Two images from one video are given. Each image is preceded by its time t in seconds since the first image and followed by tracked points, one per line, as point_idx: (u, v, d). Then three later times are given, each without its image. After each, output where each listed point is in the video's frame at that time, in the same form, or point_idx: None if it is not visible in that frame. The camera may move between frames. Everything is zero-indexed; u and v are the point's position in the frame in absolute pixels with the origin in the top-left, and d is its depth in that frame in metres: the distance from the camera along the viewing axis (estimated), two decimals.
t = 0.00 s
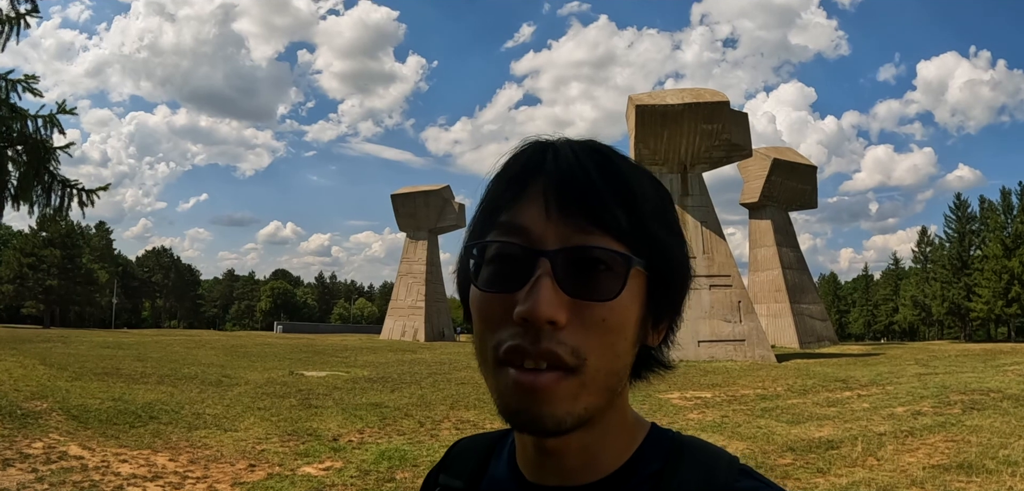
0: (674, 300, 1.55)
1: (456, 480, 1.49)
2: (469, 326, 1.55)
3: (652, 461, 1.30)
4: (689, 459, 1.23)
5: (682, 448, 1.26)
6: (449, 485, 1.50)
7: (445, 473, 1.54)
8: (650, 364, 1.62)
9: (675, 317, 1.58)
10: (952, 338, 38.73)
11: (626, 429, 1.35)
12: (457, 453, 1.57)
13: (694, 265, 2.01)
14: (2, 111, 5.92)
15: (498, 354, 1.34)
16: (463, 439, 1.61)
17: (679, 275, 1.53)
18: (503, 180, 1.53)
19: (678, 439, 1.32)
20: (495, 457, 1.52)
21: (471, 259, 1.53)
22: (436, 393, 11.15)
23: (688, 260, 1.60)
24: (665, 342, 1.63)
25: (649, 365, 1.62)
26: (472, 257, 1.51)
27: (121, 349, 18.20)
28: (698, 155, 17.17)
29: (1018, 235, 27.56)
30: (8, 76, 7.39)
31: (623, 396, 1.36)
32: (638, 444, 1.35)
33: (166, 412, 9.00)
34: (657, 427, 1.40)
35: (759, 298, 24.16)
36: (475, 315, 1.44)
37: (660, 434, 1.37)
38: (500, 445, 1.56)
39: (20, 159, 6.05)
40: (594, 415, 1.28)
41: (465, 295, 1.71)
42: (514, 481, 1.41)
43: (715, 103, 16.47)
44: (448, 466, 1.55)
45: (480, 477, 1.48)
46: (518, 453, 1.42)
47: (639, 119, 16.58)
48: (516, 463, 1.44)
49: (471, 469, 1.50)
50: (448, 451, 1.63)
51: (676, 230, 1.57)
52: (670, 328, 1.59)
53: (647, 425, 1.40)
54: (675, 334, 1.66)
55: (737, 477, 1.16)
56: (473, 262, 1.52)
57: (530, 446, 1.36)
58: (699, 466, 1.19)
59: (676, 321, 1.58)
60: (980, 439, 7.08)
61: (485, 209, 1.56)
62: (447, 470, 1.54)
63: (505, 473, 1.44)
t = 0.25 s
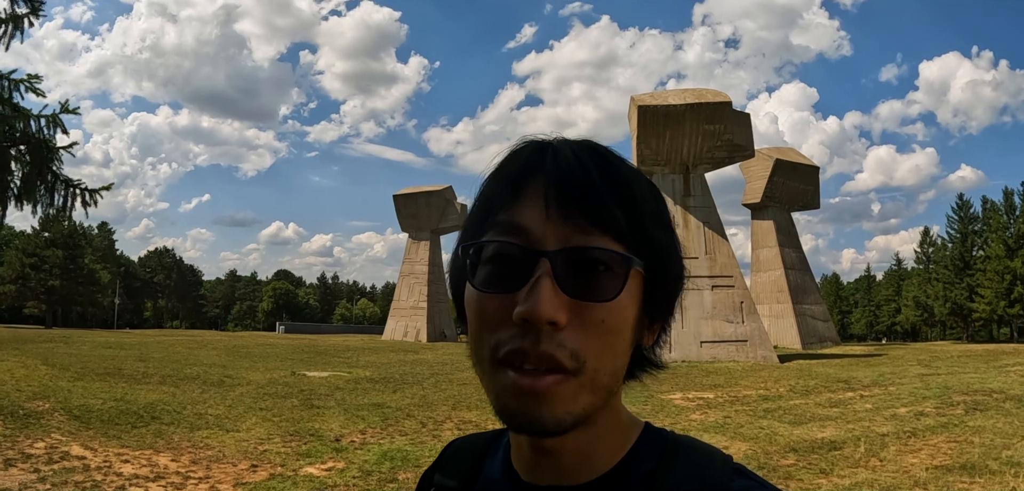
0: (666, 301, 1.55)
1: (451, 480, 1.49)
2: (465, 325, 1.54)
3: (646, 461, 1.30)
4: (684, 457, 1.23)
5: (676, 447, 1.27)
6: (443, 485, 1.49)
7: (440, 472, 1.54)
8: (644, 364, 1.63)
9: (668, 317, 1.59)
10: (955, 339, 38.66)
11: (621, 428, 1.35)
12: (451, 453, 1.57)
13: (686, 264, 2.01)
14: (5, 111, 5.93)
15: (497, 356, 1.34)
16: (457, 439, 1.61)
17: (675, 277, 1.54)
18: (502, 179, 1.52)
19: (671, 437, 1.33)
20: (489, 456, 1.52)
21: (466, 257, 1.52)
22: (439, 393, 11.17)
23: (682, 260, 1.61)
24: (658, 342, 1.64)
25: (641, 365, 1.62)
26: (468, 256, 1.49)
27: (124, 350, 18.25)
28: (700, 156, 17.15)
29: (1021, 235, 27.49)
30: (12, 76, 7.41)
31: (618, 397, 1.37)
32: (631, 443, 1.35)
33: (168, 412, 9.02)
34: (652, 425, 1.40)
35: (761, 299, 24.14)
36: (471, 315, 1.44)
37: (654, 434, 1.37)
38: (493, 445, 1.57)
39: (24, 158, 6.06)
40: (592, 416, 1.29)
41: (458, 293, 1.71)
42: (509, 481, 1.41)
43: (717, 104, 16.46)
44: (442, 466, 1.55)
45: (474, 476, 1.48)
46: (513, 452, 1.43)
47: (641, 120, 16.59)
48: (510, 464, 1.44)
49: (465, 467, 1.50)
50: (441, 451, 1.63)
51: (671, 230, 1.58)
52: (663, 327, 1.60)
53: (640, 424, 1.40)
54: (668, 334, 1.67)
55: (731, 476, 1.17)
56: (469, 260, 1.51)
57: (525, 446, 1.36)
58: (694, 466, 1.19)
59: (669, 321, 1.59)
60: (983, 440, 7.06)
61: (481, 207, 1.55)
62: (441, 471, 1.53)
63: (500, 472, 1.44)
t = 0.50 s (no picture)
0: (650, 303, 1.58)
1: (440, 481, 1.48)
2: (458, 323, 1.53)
3: (634, 461, 1.28)
4: (671, 458, 1.22)
5: (664, 448, 1.26)
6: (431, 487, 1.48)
7: (427, 474, 1.53)
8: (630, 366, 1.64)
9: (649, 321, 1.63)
10: (957, 339, 38.60)
11: (611, 428, 1.35)
12: (440, 454, 1.56)
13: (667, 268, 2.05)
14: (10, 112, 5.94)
15: (498, 354, 1.32)
16: (447, 440, 1.61)
17: (664, 278, 1.57)
18: (505, 175, 1.51)
19: (658, 436, 1.32)
20: (478, 458, 1.51)
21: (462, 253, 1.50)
22: (441, 394, 11.19)
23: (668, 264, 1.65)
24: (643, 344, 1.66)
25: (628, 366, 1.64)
26: (466, 250, 1.47)
27: (127, 351, 18.29)
28: (703, 156, 17.14)
29: None
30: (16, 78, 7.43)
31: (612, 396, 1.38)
32: (621, 442, 1.34)
33: (172, 412, 9.04)
34: (639, 425, 1.39)
35: (764, 299, 24.11)
36: (469, 311, 1.42)
37: (642, 433, 1.36)
38: (481, 446, 1.56)
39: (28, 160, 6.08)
40: (590, 414, 1.30)
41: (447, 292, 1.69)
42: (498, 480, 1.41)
43: (720, 104, 16.44)
44: (432, 467, 1.54)
45: (461, 479, 1.47)
46: (502, 453, 1.42)
47: (644, 120, 16.58)
48: (498, 464, 1.44)
49: (455, 469, 1.50)
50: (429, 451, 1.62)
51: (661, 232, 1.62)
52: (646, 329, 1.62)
53: (628, 425, 1.40)
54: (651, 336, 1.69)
55: (716, 474, 1.16)
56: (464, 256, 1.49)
57: (517, 446, 1.35)
58: (682, 465, 1.19)
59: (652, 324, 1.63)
60: (988, 441, 7.04)
61: (480, 204, 1.54)
62: (429, 473, 1.53)
63: (488, 473, 1.44)
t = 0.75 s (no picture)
0: (615, 293, 1.61)
1: (415, 476, 1.47)
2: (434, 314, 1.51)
3: (612, 451, 1.28)
4: (649, 446, 1.22)
5: (642, 438, 1.26)
6: (406, 482, 1.47)
7: (403, 469, 1.51)
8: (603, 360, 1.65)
9: (617, 314, 1.65)
10: (962, 340, 38.52)
11: (588, 419, 1.35)
12: (414, 449, 1.54)
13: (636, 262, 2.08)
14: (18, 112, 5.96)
15: (481, 342, 1.31)
16: (421, 435, 1.60)
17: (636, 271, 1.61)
18: (489, 163, 1.51)
19: (634, 426, 1.32)
20: (453, 453, 1.49)
21: (442, 242, 1.48)
22: (445, 394, 11.21)
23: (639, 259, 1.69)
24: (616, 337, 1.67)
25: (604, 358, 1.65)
26: (447, 239, 1.46)
27: (131, 351, 18.31)
28: (707, 156, 17.11)
29: None
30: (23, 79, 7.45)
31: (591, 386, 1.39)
32: (598, 433, 1.34)
33: (177, 413, 9.06)
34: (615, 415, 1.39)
35: (768, 300, 24.06)
36: (449, 301, 1.41)
37: (620, 424, 1.35)
38: (456, 441, 1.55)
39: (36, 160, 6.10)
40: (571, 402, 1.31)
41: (421, 284, 1.67)
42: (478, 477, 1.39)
43: (725, 105, 16.42)
44: (406, 462, 1.52)
45: (437, 471, 1.46)
46: (480, 447, 1.41)
47: (648, 121, 16.56)
48: (476, 458, 1.43)
49: (431, 465, 1.47)
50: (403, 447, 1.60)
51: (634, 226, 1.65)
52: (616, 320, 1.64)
53: (604, 415, 1.40)
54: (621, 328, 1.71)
55: (695, 461, 1.15)
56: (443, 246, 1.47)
57: (496, 437, 1.34)
58: (660, 454, 1.18)
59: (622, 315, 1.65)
60: (993, 442, 7.03)
61: (461, 193, 1.53)
62: (403, 468, 1.51)
63: (466, 468, 1.42)
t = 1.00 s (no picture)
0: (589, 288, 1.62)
1: (388, 472, 1.46)
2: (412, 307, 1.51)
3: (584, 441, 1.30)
4: (621, 436, 1.24)
5: (616, 428, 1.27)
6: (379, 478, 1.46)
7: (375, 465, 1.51)
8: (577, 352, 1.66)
9: (589, 306, 1.67)
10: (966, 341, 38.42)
11: (562, 412, 1.35)
12: (387, 447, 1.54)
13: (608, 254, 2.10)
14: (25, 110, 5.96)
15: (460, 336, 1.31)
16: (393, 432, 1.60)
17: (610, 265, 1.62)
18: (468, 155, 1.50)
19: (606, 416, 1.34)
20: (425, 449, 1.50)
21: (418, 235, 1.48)
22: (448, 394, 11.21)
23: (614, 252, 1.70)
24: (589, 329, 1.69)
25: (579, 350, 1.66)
26: (423, 231, 1.45)
27: (134, 351, 18.32)
28: (711, 157, 17.08)
29: None
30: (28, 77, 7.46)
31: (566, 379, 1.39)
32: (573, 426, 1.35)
33: (180, 412, 9.07)
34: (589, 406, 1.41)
35: (772, 300, 24.02)
36: (425, 293, 1.40)
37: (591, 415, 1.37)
38: (429, 436, 1.54)
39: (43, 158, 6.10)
40: (547, 395, 1.31)
41: (395, 277, 1.67)
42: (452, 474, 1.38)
43: (728, 105, 16.39)
44: (378, 460, 1.51)
45: (409, 468, 1.46)
46: (455, 441, 1.41)
47: (652, 121, 16.54)
48: (450, 452, 1.43)
49: (404, 461, 1.48)
50: (374, 442, 1.60)
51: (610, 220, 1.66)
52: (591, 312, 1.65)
53: (576, 407, 1.41)
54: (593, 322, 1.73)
55: (667, 450, 1.17)
56: (421, 238, 1.47)
57: (470, 431, 1.34)
58: (632, 445, 1.20)
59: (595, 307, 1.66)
60: (999, 442, 7.00)
61: (439, 186, 1.53)
62: (376, 463, 1.51)
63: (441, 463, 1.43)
